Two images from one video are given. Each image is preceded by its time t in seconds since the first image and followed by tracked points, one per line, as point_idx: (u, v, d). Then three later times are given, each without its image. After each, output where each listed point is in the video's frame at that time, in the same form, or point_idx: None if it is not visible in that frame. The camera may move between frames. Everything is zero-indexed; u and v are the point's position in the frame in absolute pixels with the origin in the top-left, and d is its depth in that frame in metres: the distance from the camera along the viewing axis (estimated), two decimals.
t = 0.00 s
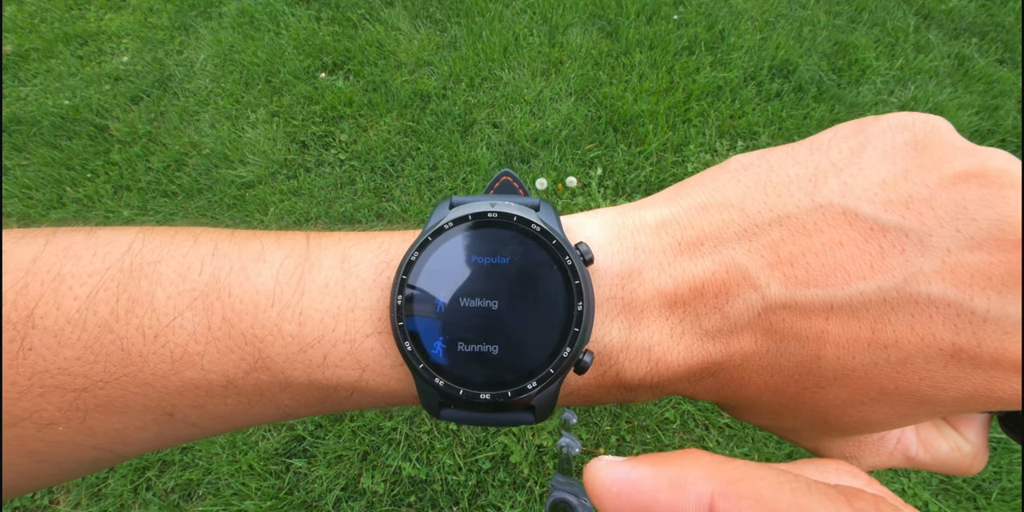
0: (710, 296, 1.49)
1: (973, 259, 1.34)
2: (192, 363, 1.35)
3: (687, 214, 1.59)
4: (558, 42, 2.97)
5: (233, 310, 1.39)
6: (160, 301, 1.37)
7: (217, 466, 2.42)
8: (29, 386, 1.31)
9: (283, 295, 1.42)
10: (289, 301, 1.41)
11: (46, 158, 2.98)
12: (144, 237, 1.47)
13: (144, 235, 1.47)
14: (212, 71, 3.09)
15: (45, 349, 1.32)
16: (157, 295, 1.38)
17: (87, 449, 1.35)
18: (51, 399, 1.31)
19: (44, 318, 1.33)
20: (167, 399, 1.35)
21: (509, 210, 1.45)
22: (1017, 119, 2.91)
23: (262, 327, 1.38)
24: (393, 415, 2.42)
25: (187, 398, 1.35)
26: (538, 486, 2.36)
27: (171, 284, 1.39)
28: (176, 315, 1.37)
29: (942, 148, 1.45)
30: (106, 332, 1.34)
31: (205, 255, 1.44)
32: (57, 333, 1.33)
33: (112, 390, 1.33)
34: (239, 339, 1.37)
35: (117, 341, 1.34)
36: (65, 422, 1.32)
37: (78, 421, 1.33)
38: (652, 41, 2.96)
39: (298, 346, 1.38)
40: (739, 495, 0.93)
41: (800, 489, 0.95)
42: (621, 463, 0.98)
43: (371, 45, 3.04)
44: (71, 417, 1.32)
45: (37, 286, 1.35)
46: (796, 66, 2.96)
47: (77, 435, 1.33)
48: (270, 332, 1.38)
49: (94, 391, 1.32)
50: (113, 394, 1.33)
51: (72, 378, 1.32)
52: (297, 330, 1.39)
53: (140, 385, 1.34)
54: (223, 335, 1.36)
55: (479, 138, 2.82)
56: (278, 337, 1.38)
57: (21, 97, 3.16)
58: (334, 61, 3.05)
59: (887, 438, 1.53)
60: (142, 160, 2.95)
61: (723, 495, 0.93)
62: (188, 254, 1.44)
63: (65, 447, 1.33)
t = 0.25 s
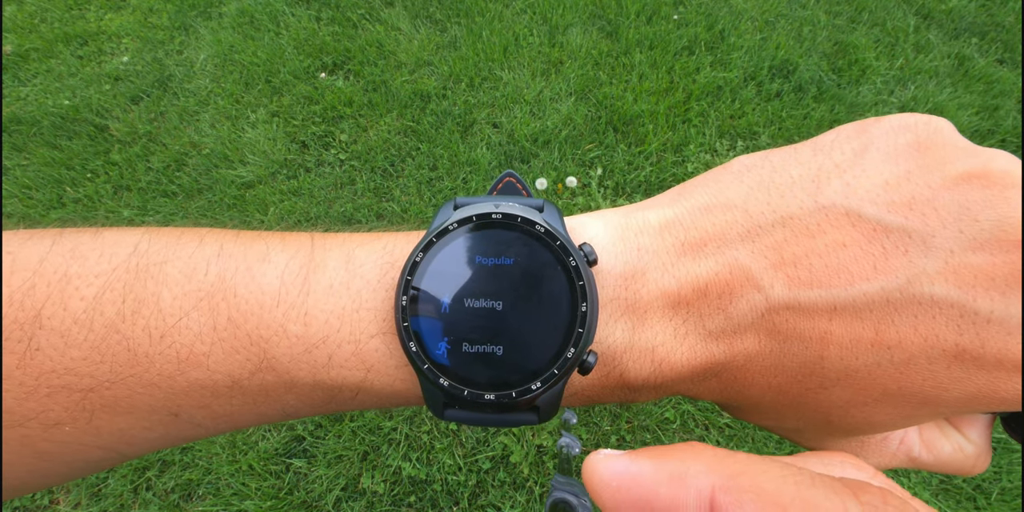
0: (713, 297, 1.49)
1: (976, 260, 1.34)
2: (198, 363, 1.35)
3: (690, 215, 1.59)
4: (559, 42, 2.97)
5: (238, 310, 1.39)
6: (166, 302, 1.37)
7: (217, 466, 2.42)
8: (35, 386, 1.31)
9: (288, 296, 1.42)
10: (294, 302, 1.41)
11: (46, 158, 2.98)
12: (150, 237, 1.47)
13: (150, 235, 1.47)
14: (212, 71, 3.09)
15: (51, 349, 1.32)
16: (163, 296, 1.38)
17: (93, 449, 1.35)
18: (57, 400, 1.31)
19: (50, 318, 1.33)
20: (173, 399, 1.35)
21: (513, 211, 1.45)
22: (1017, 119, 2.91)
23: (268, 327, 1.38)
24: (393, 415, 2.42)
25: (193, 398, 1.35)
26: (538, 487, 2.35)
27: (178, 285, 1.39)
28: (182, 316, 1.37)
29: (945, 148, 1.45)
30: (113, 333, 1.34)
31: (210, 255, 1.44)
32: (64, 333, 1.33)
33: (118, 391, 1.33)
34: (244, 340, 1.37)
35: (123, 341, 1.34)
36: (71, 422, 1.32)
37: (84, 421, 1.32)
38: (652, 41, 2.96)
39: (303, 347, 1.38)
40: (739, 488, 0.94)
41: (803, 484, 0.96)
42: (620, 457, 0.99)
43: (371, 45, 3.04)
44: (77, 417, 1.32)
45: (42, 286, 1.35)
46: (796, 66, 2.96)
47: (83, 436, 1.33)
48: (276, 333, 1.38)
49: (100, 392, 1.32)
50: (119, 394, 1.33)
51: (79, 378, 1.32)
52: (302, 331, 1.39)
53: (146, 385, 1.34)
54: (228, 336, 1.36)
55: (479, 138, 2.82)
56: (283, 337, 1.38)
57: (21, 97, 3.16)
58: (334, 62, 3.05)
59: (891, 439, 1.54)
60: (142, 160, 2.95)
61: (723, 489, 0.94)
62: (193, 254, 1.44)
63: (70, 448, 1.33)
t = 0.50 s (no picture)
0: (714, 296, 1.49)
1: (977, 258, 1.34)
2: (201, 362, 1.35)
3: (692, 214, 1.59)
4: (559, 42, 2.97)
5: (241, 309, 1.39)
6: (169, 301, 1.37)
7: (217, 466, 2.42)
8: (39, 385, 1.31)
9: (291, 295, 1.42)
10: (296, 301, 1.41)
11: (46, 158, 2.98)
12: (152, 237, 1.47)
13: (153, 235, 1.47)
14: (212, 71, 3.09)
15: (54, 348, 1.32)
16: (165, 295, 1.38)
17: (96, 448, 1.35)
18: (60, 398, 1.31)
19: (53, 317, 1.33)
20: (175, 398, 1.35)
21: (515, 210, 1.45)
22: (1017, 119, 2.91)
23: (270, 326, 1.38)
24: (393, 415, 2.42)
25: (196, 397, 1.35)
26: (538, 486, 2.35)
27: (180, 284, 1.39)
28: (185, 315, 1.37)
29: (946, 147, 1.45)
30: (116, 332, 1.34)
31: (213, 255, 1.44)
32: (67, 333, 1.33)
33: (121, 389, 1.33)
34: (247, 339, 1.37)
35: (126, 340, 1.34)
36: (74, 421, 1.32)
37: (87, 420, 1.32)
38: (652, 41, 2.96)
39: (306, 345, 1.38)
40: (705, 472, 0.86)
41: (781, 473, 0.88)
42: (600, 406, 0.93)
43: (371, 45, 3.04)
44: (80, 416, 1.32)
45: (45, 285, 1.35)
46: (796, 66, 2.96)
47: (86, 435, 1.33)
48: (278, 332, 1.38)
49: (103, 391, 1.32)
50: (122, 393, 1.33)
51: (82, 377, 1.32)
52: (304, 329, 1.39)
53: (149, 384, 1.33)
54: (231, 335, 1.36)
55: (479, 138, 2.82)
56: (286, 336, 1.38)
57: (21, 97, 3.16)
58: (334, 62, 3.05)
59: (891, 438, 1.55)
60: (142, 160, 2.94)
61: (687, 469, 0.87)
62: (196, 254, 1.44)
63: (73, 447, 1.33)
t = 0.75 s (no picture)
0: (713, 298, 1.50)
1: (976, 263, 1.33)
2: (196, 362, 1.35)
3: (691, 216, 1.60)
4: (559, 42, 2.97)
5: (237, 309, 1.39)
6: (165, 301, 1.38)
7: (217, 466, 2.42)
8: (33, 384, 1.31)
9: (287, 295, 1.42)
10: (293, 301, 1.42)
11: (46, 158, 2.98)
12: (149, 236, 1.47)
13: (149, 233, 1.48)
14: (212, 71, 3.09)
15: (49, 347, 1.32)
16: (161, 295, 1.38)
17: (91, 448, 1.35)
18: (55, 398, 1.31)
19: (48, 317, 1.33)
20: (171, 398, 1.35)
21: (515, 211, 1.45)
22: (1018, 119, 2.90)
23: (267, 326, 1.38)
24: (393, 415, 2.42)
25: (192, 397, 1.36)
26: (538, 487, 2.36)
27: (176, 283, 1.40)
28: (181, 315, 1.37)
29: (947, 152, 1.45)
30: (111, 331, 1.34)
31: (210, 254, 1.44)
32: (62, 332, 1.33)
33: (116, 389, 1.33)
34: (243, 339, 1.37)
35: (121, 340, 1.34)
36: (69, 420, 1.32)
37: (81, 420, 1.32)
38: (652, 41, 2.96)
39: (302, 346, 1.39)
40: (626, 430, 0.91)
41: (705, 430, 0.89)
42: (539, 369, 1.06)
43: (370, 45, 3.04)
44: (74, 415, 1.32)
45: (41, 285, 1.35)
46: (796, 66, 2.96)
47: (81, 434, 1.33)
48: (275, 332, 1.38)
49: (98, 390, 1.32)
50: (117, 393, 1.33)
51: (77, 376, 1.32)
52: (301, 330, 1.40)
53: (144, 384, 1.34)
54: (227, 335, 1.37)
55: (479, 138, 2.82)
56: (282, 337, 1.38)
57: (21, 97, 3.16)
58: (334, 62, 3.05)
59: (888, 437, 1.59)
60: (142, 160, 2.95)
61: (612, 429, 0.92)
62: (193, 253, 1.44)
63: (67, 446, 1.32)
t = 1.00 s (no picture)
0: (715, 295, 1.49)
1: (982, 258, 1.34)
2: (192, 361, 1.35)
3: (693, 213, 1.60)
4: (558, 42, 2.97)
5: (233, 308, 1.39)
6: (160, 299, 1.38)
7: (217, 466, 2.42)
8: (28, 384, 1.31)
9: (283, 293, 1.42)
10: (290, 299, 1.42)
11: (46, 158, 2.98)
12: (145, 234, 1.47)
13: (145, 232, 1.47)
14: (212, 71, 3.09)
15: (45, 347, 1.32)
16: (157, 293, 1.38)
17: (87, 447, 1.35)
18: (51, 397, 1.31)
19: (43, 316, 1.33)
20: (167, 397, 1.35)
21: (512, 208, 1.45)
22: (1017, 119, 2.91)
23: (263, 325, 1.39)
24: (393, 415, 2.42)
25: (187, 396, 1.35)
26: (538, 487, 2.35)
27: (172, 282, 1.40)
28: (176, 313, 1.37)
29: (953, 146, 1.46)
30: (106, 330, 1.34)
31: (206, 252, 1.45)
32: (57, 331, 1.33)
33: (111, 388, 1.33)
34: (240, 337, 1.37)
35: (116, 339, 1.34)
36: (64, 420, 1.32)
37: (77, 419, 1.32)
38: (652, 41, 2.96)
39: (299, 345, 1.39)
40: (601, 376, 1.02)
41: (670, 377, 0.99)
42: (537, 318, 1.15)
43: (370, 45, 3.04)
44: (70, 415, 1.32)
45: (37, 284, 1.35)
46: (796, 66, 2.96)
47: (77, 434, 1.33)
48: (271, 330, 1.38)
49: (93, 389, 1.32)
50: (112, 392, 1.33)
51: (72, 376, 1.32)
52: (298, 329, 1.40)
53: (140, 383, 1.34)
54: (223, 333, 1.37)
55: (479, 138, 2.82)
56: (279, 335, 1.38)
57: (21, 97, 3.16)
58: (334, 62, 3.05)
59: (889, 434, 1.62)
60: (142, 160, 2.94)
61: (591, 375, 1.03)
62: (188, 251, 1.45)
63: (64, 446, 1.32)
